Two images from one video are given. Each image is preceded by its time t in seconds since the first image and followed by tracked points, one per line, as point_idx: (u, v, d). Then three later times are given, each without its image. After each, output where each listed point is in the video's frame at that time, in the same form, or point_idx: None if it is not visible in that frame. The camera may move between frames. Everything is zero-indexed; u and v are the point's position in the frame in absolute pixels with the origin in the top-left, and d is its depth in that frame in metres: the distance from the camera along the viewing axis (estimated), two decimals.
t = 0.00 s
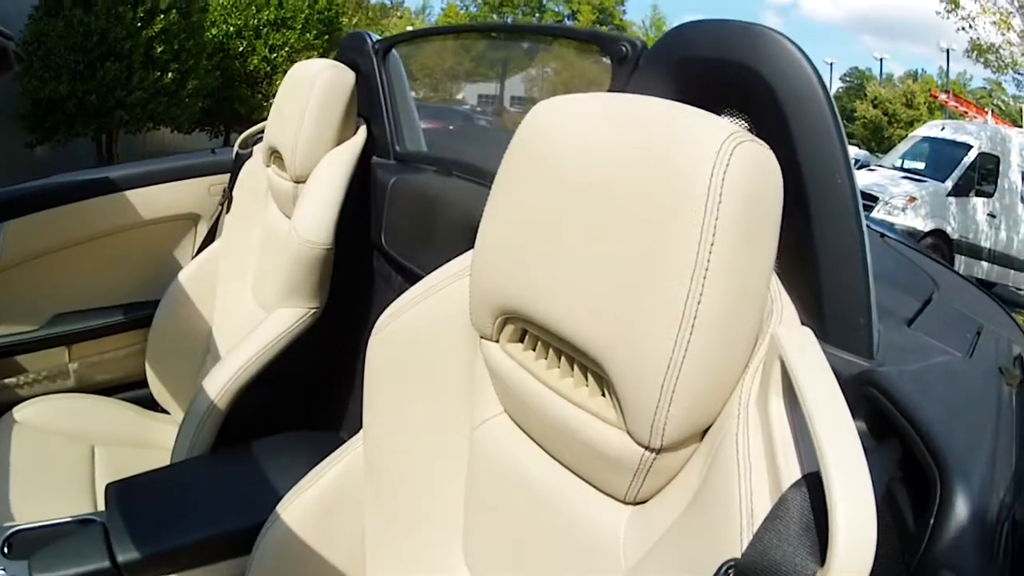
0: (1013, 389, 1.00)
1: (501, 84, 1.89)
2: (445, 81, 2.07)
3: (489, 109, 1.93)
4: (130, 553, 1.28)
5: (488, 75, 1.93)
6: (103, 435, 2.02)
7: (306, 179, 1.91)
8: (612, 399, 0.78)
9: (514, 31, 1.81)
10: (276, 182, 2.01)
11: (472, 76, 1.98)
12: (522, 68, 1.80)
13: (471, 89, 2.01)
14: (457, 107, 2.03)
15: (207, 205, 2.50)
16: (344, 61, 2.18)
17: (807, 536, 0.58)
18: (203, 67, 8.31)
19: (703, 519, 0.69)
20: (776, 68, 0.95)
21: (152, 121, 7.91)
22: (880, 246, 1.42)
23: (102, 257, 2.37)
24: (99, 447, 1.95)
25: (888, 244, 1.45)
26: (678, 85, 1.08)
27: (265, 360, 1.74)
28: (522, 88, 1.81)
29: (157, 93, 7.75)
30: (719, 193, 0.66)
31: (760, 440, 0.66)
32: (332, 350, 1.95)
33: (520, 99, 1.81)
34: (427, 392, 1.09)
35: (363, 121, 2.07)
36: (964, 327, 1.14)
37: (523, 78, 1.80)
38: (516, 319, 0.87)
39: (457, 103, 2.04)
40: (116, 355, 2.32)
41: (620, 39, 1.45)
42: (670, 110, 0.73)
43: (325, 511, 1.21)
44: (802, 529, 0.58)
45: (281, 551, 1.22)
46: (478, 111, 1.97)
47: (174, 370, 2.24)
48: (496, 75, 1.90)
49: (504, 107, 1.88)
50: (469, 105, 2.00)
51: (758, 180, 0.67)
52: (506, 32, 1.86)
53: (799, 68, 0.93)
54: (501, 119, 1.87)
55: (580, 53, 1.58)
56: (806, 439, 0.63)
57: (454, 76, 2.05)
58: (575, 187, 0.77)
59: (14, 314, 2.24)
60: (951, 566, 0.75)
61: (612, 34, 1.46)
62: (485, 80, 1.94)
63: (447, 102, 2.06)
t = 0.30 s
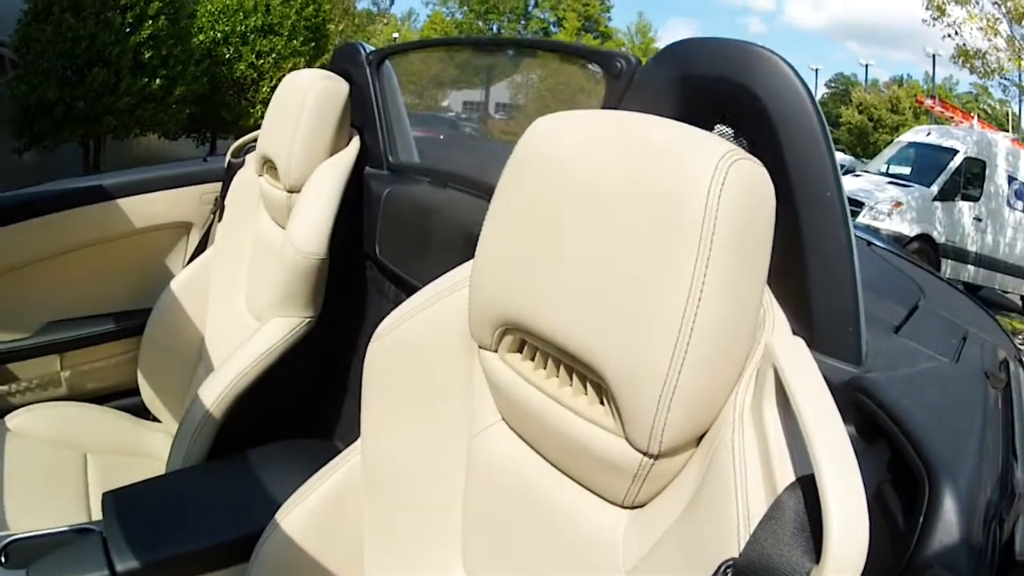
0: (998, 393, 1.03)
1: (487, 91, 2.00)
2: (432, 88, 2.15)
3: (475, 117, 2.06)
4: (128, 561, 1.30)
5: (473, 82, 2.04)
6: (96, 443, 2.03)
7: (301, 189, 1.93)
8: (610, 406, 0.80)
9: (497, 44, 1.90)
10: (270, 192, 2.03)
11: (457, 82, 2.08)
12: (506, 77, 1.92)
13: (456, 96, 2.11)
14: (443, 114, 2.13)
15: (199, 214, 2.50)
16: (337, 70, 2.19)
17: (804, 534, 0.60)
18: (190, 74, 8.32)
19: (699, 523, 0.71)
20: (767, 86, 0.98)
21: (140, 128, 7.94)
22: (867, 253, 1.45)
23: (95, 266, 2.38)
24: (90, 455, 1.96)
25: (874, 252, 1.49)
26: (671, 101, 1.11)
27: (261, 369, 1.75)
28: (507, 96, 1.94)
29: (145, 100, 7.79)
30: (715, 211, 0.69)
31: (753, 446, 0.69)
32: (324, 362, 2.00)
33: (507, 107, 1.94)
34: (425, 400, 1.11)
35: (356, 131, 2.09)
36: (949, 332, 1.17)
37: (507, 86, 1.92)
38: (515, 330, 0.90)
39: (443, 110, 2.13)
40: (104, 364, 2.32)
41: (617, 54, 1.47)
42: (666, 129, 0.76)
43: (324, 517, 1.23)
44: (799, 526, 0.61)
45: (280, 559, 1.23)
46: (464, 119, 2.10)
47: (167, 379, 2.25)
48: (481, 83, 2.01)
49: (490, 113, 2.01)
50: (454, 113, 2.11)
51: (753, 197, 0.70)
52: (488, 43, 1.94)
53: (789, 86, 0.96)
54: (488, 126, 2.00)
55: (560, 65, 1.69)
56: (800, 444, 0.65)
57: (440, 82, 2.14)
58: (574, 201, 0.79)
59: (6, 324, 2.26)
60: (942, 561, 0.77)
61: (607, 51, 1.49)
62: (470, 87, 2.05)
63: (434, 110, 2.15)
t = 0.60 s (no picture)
0: (983, 396, 1.06)
1: (472, 97, 2.07)
2: (417, 94, 2.18)
3: (461, 122, 2.12)
4: (127, 567, 1.31)
5: (459, 88, 2.10)
6: (90, 450, 2.05)
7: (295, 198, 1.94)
8: (608, 410, 0.82)
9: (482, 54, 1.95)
10: (263, 200, 2.04)
11: (442, 89, 2.14)
12: (492, 83, 1.98)
13: (441, 102, 2.17)
14: (429, 120, 2.18)
15: (191, 221, 2.54)
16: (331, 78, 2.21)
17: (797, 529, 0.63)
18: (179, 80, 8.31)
19: (696, 523, 0.74)
20: (760, 100, 1.00)
21: (128, 133, 7.91)
22: (855, 259, 1.48)
23: (88, 274, 2.39)
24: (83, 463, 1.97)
25: (861, 257, 1.52)
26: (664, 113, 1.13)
27: (254, 374, 1.77)
28: (493, 101, 2.00)
29: (133, 105, 7.77)
30: (711, 222, 0.72)
31: (748, 447, 0.71)
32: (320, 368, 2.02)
33: (492, 113, 2.01)
34: (424, 406, 1.13)
35: (350, 140, 2.11)
36: (936, 336, 1.19)
37: (493, 91, 1.99)
38: (514, 337, 0.92)
39: (427, 116, 2.19)
40: (95, 370, 2.33)
41: (611, 67, 1.49)
42: (662, 141, 0.78)
43: (322, 522, 1.24)
44: (793, 522, 0.63)
45: (276, 564, 1.26)
46: (451, 124, 2.16)
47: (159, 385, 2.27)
48: (467, 90, 2.07)
49: (477, 119, 2.08)
50: (441, 118, 2.17)
51: (747, 208, 0.73)
52: (471, 51, 1.99)
53: (779, 98, 0.99)
54: (474, 131, 2.08)
55: (542, 73, 1.76)
56: (792, 446, 0.68)
57: (426, 88, 2.17)
58: (573, 212, 0.82)
59: None
60: (933, 558, 0.76)
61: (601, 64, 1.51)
62: (456, 93, 2.11)
63: (418, 115, 2.19)
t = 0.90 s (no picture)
0: (970, 396, 1.09)
1: (459, 102, 2.10)
2: (404, 99, 2.20)
3: (447, 127, 2.18)
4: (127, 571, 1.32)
5: (445, 94, 2.13)
6: (85, 456, 2.06)
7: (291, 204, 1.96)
8: (607, 411, 0.85)
9: (470, 62, 1.98)
10: (258, 207, 2.06)
11: (429, 95, 2.17)
12: (478, 88, 2.02)
13: (428, 107, 2.21)
14: (416, 125, 2.21)
15: (185, 227, 2.55)
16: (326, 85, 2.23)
17: (792, 523, 0.66)
18: (168, 85, 8.32)
19: (692, 521, 0.76)
20: (752, 111, 1.03)
21: (116, 138, 7.91)
22: (844, 264, 1.51)
23: (81, 279, 2.40)
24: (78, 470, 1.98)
25: (850, 262, 1.55)
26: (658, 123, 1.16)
27: (254, 380, 1.78)
28: (480, 106, 2.05)
29: (123, 110, 7.77)
30: (708, 229, 0.74)
31: (743, 446, 0.74)
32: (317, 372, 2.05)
33: (480, 118, 2.08)
34: (423, 409, 1.15)
35: (345, 147, 2.13)
36: (923, 339, 1.22)
37: (480, 96, 2.05)
38: (513, 342, 0.94)
39: (415, 122, 2.21)
40: (89, 376, 2.34)
41: (607, 78, 1.52)
42: (658, 151, 0.81)
43: (322, 526, 1.26)
44: (787, 517, 0.66)
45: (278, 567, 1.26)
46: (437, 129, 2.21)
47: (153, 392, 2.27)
48: (454, 95, 2.10)
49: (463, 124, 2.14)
50: (427, 124, 2.20)
51: (741, 217, 0.76)
52: (454, 59, 2.02)
53: (771, 109, 1.02)
54: (461, 137, 2.12)
55: (529, 81, 1.82)
56: (786, 445, 0.71)
57: (413, 93, 2.19)
58: (572, 219, 0.84)
59: None
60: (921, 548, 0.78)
61: (597, 75, 1.53)
62: (442, 98, 2.14)
63: (406, 120, 2.21)
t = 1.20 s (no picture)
0: (959, 394, 1.11)
1: (448, 107, 2.13)
2: (392, 104, 2.21)
3: (436, 132, 2.19)
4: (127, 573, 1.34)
5: (434, 99, 2.15)
6: (81, 461, 2.07)
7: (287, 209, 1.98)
8: (606, 411, 0.87)
9: (458, 69, 2.02)
10: (255, 212, 2.08)
11: (419, 100, 2.18)
12: (467, 94, 2.07)
13: (417, 112, 2.21)
14: (403, 130, 2.21)
15: (181, 230, 2.58)
16: (321, 90, 2.25)
17: (787, 513, 0.69)
18: (159, 89, 8.32)
19: (690, 517, 0.78)
20: (745, 119, 1.06)
21: (107, 142, 7.91)
22: (835, 266, 1.54)
23: (77, 284, 2.41)
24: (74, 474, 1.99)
25: (841, 265, 1.58)
26: (654, 132, 1.18)
27: (253, 384, 1.80)
28: (469, 111, 2.10)
29: (113, 114, 7.77)
30: (704, 234, 0.77)
31: (739, 442, 0.76)
32: (315, 376, 2.07)
33: (469, 123, 2.11)
34: (423, 411, 1.17)
35: (342, 152, 2.16)
36: (913, 340, 1.25)
37: (469, 101, 2.07)
38: (514, 344, 0.96)
39: (404, 126, 2.22)
40: (85, 379, 2.35)
41: (603, 86, 1.55)
42: (656, 158, 0.84)
43: (323, 527, 1.28)
44: (782, 508, 0.69)
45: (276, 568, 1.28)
46: (426, 134, 2.20)
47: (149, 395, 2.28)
48: (443, 100, 2.13)
49: (452, 129, 2.16)
50: (416, 129, 2.20)
51: (736, 223, 0.78)
52: (441, 66, 2.05)
53: (763, 116, 1.05)
54: (450, 141, 2.15)
55: (517, 87, 1.89)
56: (781, 441, 0.74)
57: (401, 98, 2.20)
58: (571, 225, 0.86)
59: None
60: (913, 538, 0.81)
61: (593, 83, 1.56)
62: (431, 103, 2.16)
63: (395, 125, 2.21)
